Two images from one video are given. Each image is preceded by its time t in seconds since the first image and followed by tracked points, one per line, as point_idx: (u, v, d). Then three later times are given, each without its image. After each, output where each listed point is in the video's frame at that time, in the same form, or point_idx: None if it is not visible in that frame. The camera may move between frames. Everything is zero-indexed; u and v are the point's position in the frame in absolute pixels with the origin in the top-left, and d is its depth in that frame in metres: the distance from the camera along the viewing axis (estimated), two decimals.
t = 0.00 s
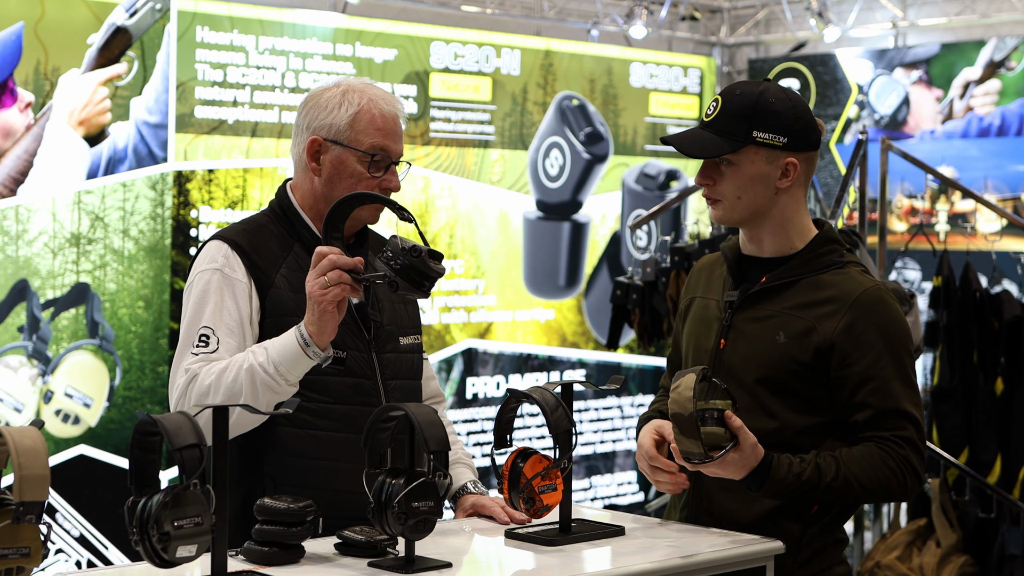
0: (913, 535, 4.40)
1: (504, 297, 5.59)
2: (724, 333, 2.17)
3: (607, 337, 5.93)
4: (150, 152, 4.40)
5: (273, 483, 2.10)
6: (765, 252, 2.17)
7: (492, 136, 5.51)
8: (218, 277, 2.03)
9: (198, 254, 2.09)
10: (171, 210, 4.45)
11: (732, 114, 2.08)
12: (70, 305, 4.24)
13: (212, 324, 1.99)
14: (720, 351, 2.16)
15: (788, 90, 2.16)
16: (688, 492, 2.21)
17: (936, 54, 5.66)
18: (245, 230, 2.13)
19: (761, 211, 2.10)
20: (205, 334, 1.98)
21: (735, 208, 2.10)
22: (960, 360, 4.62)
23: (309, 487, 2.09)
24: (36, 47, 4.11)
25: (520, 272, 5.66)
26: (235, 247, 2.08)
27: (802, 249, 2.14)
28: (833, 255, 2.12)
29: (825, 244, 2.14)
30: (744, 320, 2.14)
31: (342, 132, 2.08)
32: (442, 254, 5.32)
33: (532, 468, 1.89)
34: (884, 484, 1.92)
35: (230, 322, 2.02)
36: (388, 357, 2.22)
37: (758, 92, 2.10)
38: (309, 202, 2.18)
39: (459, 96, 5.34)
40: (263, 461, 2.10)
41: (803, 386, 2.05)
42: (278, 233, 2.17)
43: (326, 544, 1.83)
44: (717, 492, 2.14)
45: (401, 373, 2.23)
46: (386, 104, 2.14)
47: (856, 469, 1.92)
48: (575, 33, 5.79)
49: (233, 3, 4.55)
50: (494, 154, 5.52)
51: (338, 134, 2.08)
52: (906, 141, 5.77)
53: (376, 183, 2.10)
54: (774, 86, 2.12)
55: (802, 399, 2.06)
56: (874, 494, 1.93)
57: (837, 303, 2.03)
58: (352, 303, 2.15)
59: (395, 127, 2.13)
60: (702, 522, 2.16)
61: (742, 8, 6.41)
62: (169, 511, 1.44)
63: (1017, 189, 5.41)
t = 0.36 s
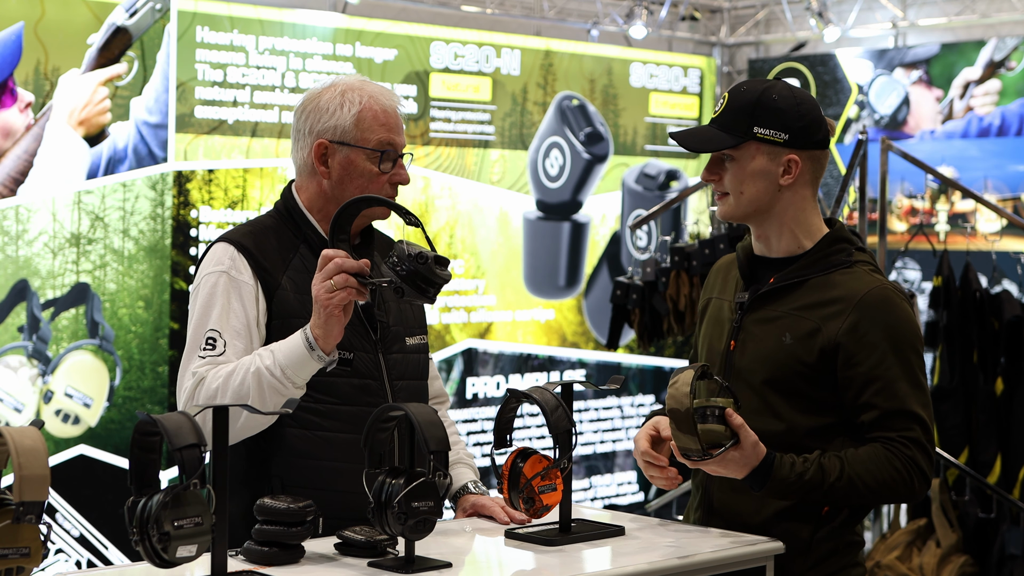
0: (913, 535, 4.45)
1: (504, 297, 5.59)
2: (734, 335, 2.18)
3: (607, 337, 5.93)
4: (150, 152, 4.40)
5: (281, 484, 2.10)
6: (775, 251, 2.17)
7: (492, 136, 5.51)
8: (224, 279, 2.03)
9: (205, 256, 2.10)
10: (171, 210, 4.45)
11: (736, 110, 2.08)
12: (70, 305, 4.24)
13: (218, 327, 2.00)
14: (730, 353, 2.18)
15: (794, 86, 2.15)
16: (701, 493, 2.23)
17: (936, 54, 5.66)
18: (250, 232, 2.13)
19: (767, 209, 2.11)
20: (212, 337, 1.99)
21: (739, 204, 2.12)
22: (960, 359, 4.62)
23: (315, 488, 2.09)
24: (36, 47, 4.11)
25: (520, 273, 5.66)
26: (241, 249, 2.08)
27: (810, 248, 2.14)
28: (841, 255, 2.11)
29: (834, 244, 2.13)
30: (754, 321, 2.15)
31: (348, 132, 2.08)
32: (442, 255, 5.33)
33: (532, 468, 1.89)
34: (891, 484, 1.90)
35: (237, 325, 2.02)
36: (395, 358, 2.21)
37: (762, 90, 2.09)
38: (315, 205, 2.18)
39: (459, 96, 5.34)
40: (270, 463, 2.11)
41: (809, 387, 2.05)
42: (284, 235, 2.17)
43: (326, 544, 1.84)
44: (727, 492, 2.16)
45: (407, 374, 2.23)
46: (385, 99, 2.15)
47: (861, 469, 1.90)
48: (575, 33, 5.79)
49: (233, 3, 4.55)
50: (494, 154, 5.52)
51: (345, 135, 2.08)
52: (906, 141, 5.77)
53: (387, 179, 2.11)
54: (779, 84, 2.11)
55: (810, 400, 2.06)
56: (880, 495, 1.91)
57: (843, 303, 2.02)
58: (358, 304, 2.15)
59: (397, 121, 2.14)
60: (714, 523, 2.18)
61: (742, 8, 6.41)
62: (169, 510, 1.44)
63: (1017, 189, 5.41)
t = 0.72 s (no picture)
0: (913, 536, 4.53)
1: (504, 297, 5.59)
2: (741, 337, 2.18)
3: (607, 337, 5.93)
4: (150, 152, 4.41)
5: (284, 486, 2.10)
6: (780, 251, 2.18)
7: (492, 136, 5.51)
8: (224, 283, 2.03)
9: (206, 259, 2.09)
10: (171, 210, 4.45)
11: (738, 109, 2.09)
12: (70, 305, 4.24)
13: (217, 332, 1.99)
14: (737, 354, 2.18)
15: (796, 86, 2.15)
16: (709, 495, 2.23)
17: (936, 54, 5.66)
18: (252, 233, 2.13)
19: (770, 209, 2.11)
20: (211, 342, 1.98)
21: (743, 205, 2.12)
22: (960, 359, 4.62)
23: (318, 488, 2.09)
24: (36, 47, 4.11)
25: (520, 273, 5.66)
26: (243, 251, 2.08)
27: (815, 248, 2.14)
28: (845, 255, 2.11)
29: (839, 243, 2.13)
30: (760, 323, 2.15)
31: (352, 134, 2.08)
32: (442, 255, 5.33)
33: (532, 468, 1.89)
34: (895, 484, 1.90)
35: (236, 329, 2.02)
36: (396, 359, 2.21)
37: (764, 89, 2.09)
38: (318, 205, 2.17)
39: (459, 96, 5.34)
40: (273, 465, 2.10)
41: (815, 388, 2.05)
42: (287, 236, 2.17)
43: (326, 544, 1.84)
44: (733, 493, 2.16)
45: (409, 374, 2.24)
46: (386, 99, 2.14)
47: (865, 468, 1.90)
48: (575, 33, 5.79)
49: (233, 3, 4.55)
50: (494, 154, 5.52)
51: (349, 136, 2.08)
52: (906, 141, 5.78)
53: (391, 179, 2.12)
54: (783, 84, 2.11)
55: (816, 402, 2.06)
56: (885, 494, 1.91)
57: (847, 303, 2.02)
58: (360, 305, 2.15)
59: (398, 121, 2.14)
60: (721, 524, 2.18)
61: (742, 8, 6.41)
62: (169, 511, 1.44)
63: (1017, 189, 5.41)
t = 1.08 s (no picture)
0: (913, 536, 4.54)
1: (504, 297, 5.58)
2: (744, 335, 2.18)
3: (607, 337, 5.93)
4: (150, 152, 4.40)
5: (280, 487, 2.10)
6: (782, 251, 2.17)
7: (492, 136, 5.51)
8: (210, 287, 2.02)
9: (199, 259, 2.09)
10: (171, 210, 4.45)
11: (739, 108, 2.09)
12: (70, 305, 4.24)
13: (199, 340, 1.98)
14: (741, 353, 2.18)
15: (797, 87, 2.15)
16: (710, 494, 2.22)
17: (936, 54, 5.67)
18: (244, 235, 2.11)
19: (771, 208, 2.11)
20: (191, 350, 1.98)
21: (744, 204, 2.12)
22: (960, 359, 4.62)
23: (318, 488, 2.09)
24: (36, 47, 4.11)
25: (520, 273, 5.66)
26: (234, 254, 2.06)
27: (816, 247, 2.14)
28: (847, 250, 2.11)
29: (841, 241, 2.12)
30: (763, 322, 2.15)
31: (340, 125, 2.11)
32: (442, 254, 5.33)
33: (532, 468, 1.88)
34: (913, 474, 1.87)
35: (219, 334, 1.99)
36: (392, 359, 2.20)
37: (766, 89, 2.10)
38: (310, 205, 2.16)
39: (459, 96, 5.34)
40: (269, 466, 2.09)
41: (816, 387, 2.05)
42: (280, 235, 2.14)
43: (326, 544, 1.84)
44: (734, 492, 2.15)
45: (404, 375, 2.22)
46: (367, 88, 2.18)
47: (886, 457, 1.85)
48: (575, 33, 5.79)
49: (233, 3, 4.55)
50: (494, 154, 5.52)
51: (337, 129, 2.10)
52: (906, 141, 5.78)
53: (383, 165, 2.14)
54: (784, 84, 2.12)
55: (819, 400, 2.05)
56: (905, 485, 1.87)
57: (849, 298, 2.03)
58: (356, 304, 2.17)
59: (382, 109, 2.17)
60: (723, 523, 2.17)
61: (742, 8, 6.40)
62: (169, 511, 1.44)
63: (1017, 189, 5.41)
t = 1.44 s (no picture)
0: (913, 535, 4.47)
1: (504, 297, 5.58)
2: (743, 333, 2.19)
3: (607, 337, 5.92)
4: (150, 152, 4.40)
5: (266, 490, 2.08)
6: (778, 249, 2.17)
7: (492, 136, 5.51)
8: (194, 291, 2.02)
9: (184, 261, 2.09)
10: (171, 211, 4.45)
11: (749, 113, 2.08)
12: (70, 305, 4.24)
13: (181, 344, 1.99)
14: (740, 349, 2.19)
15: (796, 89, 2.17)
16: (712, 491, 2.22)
17: (936, 54, 5.67)
18: (228, 237, 2.09)
19: (778, 210, 2.11)
20: (174, 354, 1.99)
21: (755, 208, 2.10)
22: (960, 359, 4.62)
23: (313, 486, 2.09)
24: (36, 47, 4.11)
25: (520, 273, 5.66)
26: (217, 257, 2.05)
27: (815, 242, 2.14)
28: (846, 246, 2.13)
29: (837, 237, 2.14)
30: (762, 317, 2.16)
31: (324, 124, 2.11)
32: (442, 254, 5.33)
33: (532, 468, 1.88)
34: (911, 462, 1.89)
35: (201, 338, 2.00)
36: (379, 359, 2.20)
37: (772, 92, 2.10)
38: (295, 206, 2.16)
39: (459, 96, 5.34)
40: (255, 469, 2.07)
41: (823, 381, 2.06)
42: (265, 237, 2.13)
43: (326, 544, 1.84)
44: (737, 489, 2.15)
45: (392, 375, 2.21)
46: (351, 86, 2.17)
47: (888, 443, 1.87)
48: (575, 33, 5.79)
49: (233, 3, 4.56)
50: (494, 154, 5.52)
51: (320, 127, 2.11)
52: (906, 141, 5.78)
53: (367, 163, 2.14)
54: (786, 86, 2.13)
55: (821, 394, 2.06)
56: (904, 473, 1.89)
57: (850, 290, 2.04)
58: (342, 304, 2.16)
59: (366, 106, 2.17)
60: (724, 522, 2.16)
61: (742, 8, 6.40)
62: (169, 510, 1.44)
63: (1017, 189, 5.41)
